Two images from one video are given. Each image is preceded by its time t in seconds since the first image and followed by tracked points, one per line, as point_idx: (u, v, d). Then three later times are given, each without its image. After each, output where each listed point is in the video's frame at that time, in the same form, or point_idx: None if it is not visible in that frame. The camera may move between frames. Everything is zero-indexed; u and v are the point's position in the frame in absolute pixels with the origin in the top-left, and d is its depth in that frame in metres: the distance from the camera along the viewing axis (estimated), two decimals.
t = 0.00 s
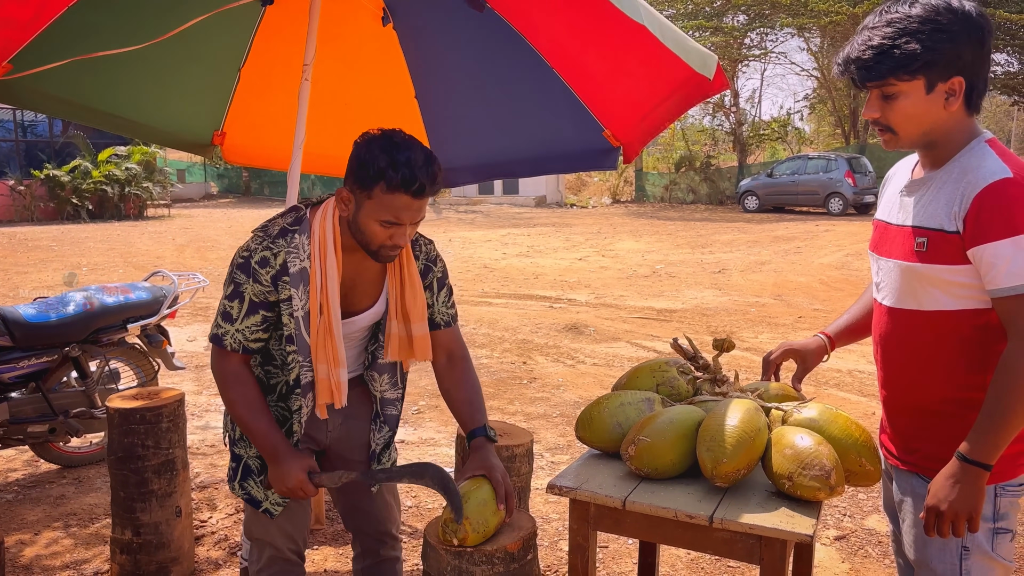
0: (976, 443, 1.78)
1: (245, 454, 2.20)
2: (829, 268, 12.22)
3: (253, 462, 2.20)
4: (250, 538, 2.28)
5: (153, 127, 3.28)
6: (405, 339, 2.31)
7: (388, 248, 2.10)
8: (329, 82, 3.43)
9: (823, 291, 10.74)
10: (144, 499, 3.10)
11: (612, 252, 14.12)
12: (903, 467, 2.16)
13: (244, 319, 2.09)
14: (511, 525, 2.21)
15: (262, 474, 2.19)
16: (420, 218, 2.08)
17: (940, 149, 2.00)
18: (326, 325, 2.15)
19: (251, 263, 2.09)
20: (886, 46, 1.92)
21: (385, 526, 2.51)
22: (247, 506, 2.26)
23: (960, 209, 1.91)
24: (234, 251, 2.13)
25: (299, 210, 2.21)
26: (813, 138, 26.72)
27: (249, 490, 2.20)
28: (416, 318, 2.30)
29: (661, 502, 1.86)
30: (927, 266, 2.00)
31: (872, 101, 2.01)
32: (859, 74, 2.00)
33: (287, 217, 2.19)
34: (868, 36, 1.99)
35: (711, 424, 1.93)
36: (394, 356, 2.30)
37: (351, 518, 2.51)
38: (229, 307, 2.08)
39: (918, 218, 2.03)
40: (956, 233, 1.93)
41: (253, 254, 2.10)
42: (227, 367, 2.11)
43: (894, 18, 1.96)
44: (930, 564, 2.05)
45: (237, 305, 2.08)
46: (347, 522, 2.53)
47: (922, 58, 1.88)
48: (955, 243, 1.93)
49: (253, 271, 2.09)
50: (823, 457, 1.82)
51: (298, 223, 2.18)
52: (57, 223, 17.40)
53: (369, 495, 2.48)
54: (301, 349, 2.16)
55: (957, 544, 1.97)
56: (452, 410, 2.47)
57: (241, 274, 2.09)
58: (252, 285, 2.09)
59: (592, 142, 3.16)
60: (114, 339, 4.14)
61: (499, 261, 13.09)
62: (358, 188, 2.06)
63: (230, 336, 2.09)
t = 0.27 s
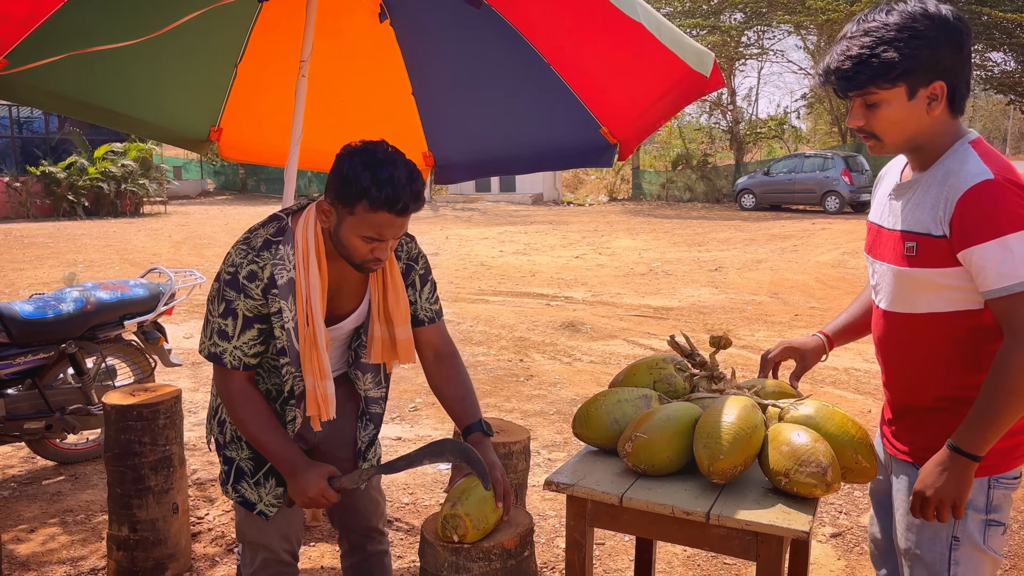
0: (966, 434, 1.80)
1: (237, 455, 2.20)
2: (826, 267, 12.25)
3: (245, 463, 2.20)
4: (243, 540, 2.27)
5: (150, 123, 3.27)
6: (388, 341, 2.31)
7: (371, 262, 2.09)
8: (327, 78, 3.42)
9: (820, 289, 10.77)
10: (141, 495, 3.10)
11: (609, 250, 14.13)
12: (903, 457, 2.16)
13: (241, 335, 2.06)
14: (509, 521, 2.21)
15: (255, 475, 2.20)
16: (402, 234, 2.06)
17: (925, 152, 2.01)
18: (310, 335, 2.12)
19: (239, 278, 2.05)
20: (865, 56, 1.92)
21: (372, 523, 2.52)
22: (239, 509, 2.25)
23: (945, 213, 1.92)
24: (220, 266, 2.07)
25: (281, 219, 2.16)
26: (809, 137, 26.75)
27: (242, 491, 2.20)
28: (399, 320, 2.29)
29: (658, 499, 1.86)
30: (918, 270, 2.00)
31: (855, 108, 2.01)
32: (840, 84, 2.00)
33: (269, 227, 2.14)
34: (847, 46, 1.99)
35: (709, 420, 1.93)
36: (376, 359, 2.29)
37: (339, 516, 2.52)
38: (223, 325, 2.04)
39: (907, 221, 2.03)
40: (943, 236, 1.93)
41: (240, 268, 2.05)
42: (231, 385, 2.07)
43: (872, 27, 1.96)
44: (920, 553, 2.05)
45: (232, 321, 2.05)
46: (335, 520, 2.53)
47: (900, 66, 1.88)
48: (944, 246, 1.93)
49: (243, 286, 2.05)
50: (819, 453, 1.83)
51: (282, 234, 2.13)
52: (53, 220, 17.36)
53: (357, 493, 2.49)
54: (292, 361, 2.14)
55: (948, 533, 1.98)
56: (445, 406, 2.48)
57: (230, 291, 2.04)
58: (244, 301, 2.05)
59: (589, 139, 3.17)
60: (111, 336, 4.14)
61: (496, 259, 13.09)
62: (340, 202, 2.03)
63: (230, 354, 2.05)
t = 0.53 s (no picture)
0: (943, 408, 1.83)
1: (233, 453, 2.21)
2: (826, 264, 12.24)
3: (242, 460, 2.21)
4: (239, 536, 2.27)
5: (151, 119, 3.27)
6: (377, 349, 2.31)
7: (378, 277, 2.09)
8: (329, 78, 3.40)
9: (820, 286, 10.77)
10: (142, 490, 3.11)
11: (609, 247, 14.13)
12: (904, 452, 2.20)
13: (253, 351, 2.04)
14: (510, 517, 2.22)
15: (251, 472, 2.21)
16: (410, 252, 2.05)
17: (896, 164, 2.02)
18: (304, 349, 2.10)
19: (249, 294, 2.02)
20: (833, 80, 1.91)
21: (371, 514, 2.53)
22: (235, 507, 2.26)
23: (924, 219, 1.92)
24: (228, 281, 2.05)
25: (287, 233, 2.13)
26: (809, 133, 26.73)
27: (240, 488, 2.21)
28: (393, 331, 2.28)
29: (658, 494, 1.87)
30: (900, 274, 2.00)
31: (826, 130, 2.00)
32: (809, 109, 1.98)
33: (275, 241, 2.11)
34: (812, 72, 1.98)
35: (709, 416, 1.94)
36: (363, 367, 2.30)
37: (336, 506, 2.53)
38: (236, 342, 2.03)
39: (886, 229, 2.03)
40: (925, 241, 1.93)
41: (249, 285, 2.03)
42: (245, 406, 2.04)
43: (836, 52, 1.95)
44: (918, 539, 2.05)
45: (244, 339, 2.03)
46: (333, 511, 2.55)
47: (867, 88, 1.88)
48: (925, 250, 1.93)
49: (253, 302, 2.03)
50: (819, 449, 1.83)
51: (288, 248, 2.09)
52: (53, 216, 17.35)
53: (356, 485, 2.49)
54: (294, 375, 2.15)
55: (946, 517, 2.01)
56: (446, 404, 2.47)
57: (241, 308, 2.02)
58: (254, 318, 2.03)
59: (591, 136, 3.16)
60: (112, 332, 4.14)
61: (496, 255, 13.09)
62: (351, 221, 2.00)
63: (246, 370, 2.04)
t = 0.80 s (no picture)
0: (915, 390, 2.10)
1: (250, 438, 2.20)
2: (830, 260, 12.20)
3: (258, 446, 2.20)
4: (251, 520, 2.29)
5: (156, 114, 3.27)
6: (399, 342, 2.33)
7: (408, 269, 2.11)
8: (334, 71, 3.41)
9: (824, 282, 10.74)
10: (147, 484, 3.12)
11: (612, 242, 14.11)
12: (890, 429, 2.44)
13: (281, 336, 2.06)
14: (515, 510, 2.22)
15: (266, 458, 2.21)
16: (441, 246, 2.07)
17: (848, 188, 2.22)
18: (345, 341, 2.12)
19: (280, 281, 2.05)
20: (794, 121, 2.04)
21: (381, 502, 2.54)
22: (248, 490, 2.28)
23: (888, 234, 2.13)
24: (261, 267, 2.07)
25: (321, 224, 2.14)
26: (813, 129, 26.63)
27: (255, 472, 2.21)
28: (416, 327, 2.31)
29: (662, 487, 1.87)
30: (874, 286, 2.22)
31: (784, 163, 2.15)
32: (771, 146, 2.11)
33: (309, 232, 2.12)
34: (769, 110, 2.11)
35: (715, 411, 1.93)
36: (385, 358, 2.33)
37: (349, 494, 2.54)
38: (263, 326, 2.05)
39: (856, 248, 2.23)
40: (893, 255, 2.14)
41: (282, 273, 2.05)
42: (262, 389, 2.06)
43: (791, 92, 2.08)
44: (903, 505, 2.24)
45: (272, 323, 2.05)
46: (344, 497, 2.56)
47: (822, 125, 2.04)
48: (895, 264, 2.15)
49: (284, 289, 2.04)
50: (825, 445, 1.83)
51: (322, 239, 2.11)
52: (57, 210, 17.38)
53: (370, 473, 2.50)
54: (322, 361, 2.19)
55: (930, 483, 2.24)
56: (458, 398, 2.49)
57: (272, 293, 2.04)
58: (285, 304, 2.05)
59: (597, 127, 3.13)
60: (116, 326, 4.14)
61: (499, 251, 13.07)
62: (388, 212, 2.03)
63: (270, 355, 2.06)
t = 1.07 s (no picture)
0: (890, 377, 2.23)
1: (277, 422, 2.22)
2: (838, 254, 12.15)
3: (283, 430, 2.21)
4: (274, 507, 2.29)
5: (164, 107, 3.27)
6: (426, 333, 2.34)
7: (426, 253, 2.12)
8: (341, 69, 3.37)
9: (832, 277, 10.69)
10: (155, 476, 3.13)
11: (619, 236, 14.08)
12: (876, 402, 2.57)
13: (302, 321, 2.07)
14: (522, 504, 2.22)
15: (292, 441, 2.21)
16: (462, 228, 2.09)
17: (826, 193, 2.29)
18: (377, 320, 2.16)
19: (302, 266, 2.06)
20: (776, 127, 2.07)
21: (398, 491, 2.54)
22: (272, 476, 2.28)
23: (873, 238, 2.22)
24: (283, 252, 2.09)
25: (341, 211, 2.16)
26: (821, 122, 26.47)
27: (280, 457, 2.21)
28: (448, 313, 2.33)
29: (671, 481, 1.86)
30: (860, 287, 2.32)
31: (764, 167, 2.18)
32: (751, 151, 2.13)
33: (330, 218, 2.14)
34: (750, 114, 2.13)
35: (723, 403, 1.92)
36: (416, 349, 2.32)
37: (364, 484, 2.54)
38: (285, 311, 2.07)
39: (842, 252, 2.31)
40: (879, 257, 2.23)
41: (304, 258, 2.06)
42: (283, 370, 2.08)
43: (771, 98, 2.12)
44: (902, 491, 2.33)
45: (294, 308, 2.06)
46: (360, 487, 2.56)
47: (802, 131, 2.08)
48: (881, 265, 2.24)
49: (306, 274, 2.06)
50: (833, 438, 1.82)
51: (343, 226, 2.13)
52: (65, 204, 17.45)
53: (385, 463, 2.50)
54: (344, 346, 2.19)
55: (927, 468, 2.36)
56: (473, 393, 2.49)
57: (293, 278, 2.06)
58: (306, 289, 2.06)
59: (606, 120, 3.16)
60: (124, 319, 4.16)
61: (505, 245, 13.06)
62: (406, 195, 2.06)
63: (291, 338, 2.07)
